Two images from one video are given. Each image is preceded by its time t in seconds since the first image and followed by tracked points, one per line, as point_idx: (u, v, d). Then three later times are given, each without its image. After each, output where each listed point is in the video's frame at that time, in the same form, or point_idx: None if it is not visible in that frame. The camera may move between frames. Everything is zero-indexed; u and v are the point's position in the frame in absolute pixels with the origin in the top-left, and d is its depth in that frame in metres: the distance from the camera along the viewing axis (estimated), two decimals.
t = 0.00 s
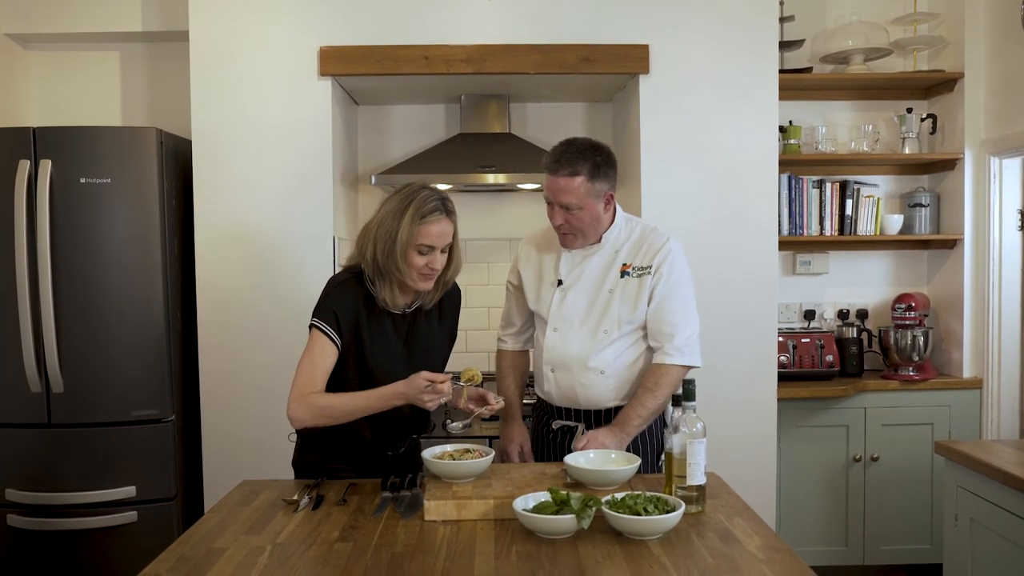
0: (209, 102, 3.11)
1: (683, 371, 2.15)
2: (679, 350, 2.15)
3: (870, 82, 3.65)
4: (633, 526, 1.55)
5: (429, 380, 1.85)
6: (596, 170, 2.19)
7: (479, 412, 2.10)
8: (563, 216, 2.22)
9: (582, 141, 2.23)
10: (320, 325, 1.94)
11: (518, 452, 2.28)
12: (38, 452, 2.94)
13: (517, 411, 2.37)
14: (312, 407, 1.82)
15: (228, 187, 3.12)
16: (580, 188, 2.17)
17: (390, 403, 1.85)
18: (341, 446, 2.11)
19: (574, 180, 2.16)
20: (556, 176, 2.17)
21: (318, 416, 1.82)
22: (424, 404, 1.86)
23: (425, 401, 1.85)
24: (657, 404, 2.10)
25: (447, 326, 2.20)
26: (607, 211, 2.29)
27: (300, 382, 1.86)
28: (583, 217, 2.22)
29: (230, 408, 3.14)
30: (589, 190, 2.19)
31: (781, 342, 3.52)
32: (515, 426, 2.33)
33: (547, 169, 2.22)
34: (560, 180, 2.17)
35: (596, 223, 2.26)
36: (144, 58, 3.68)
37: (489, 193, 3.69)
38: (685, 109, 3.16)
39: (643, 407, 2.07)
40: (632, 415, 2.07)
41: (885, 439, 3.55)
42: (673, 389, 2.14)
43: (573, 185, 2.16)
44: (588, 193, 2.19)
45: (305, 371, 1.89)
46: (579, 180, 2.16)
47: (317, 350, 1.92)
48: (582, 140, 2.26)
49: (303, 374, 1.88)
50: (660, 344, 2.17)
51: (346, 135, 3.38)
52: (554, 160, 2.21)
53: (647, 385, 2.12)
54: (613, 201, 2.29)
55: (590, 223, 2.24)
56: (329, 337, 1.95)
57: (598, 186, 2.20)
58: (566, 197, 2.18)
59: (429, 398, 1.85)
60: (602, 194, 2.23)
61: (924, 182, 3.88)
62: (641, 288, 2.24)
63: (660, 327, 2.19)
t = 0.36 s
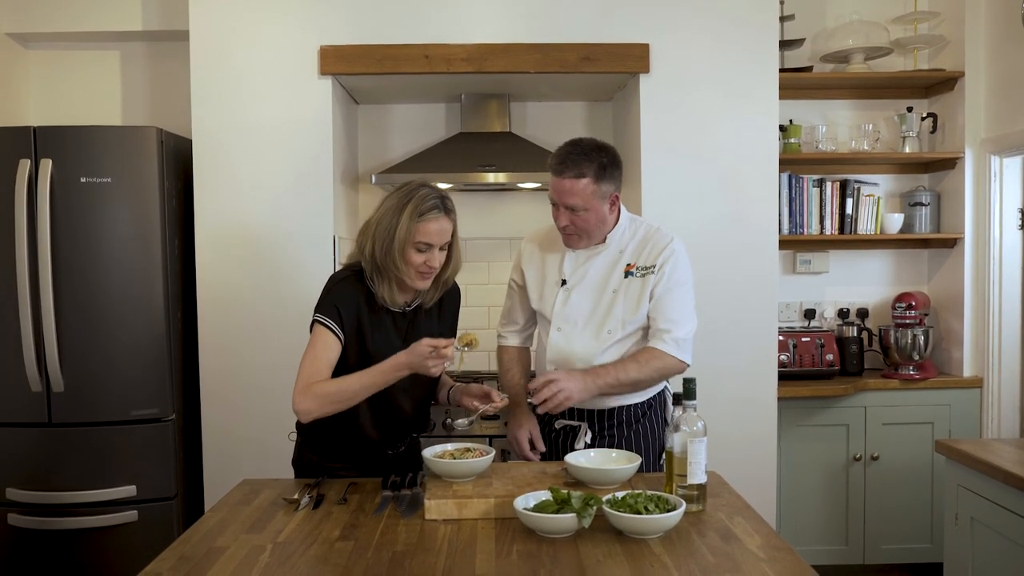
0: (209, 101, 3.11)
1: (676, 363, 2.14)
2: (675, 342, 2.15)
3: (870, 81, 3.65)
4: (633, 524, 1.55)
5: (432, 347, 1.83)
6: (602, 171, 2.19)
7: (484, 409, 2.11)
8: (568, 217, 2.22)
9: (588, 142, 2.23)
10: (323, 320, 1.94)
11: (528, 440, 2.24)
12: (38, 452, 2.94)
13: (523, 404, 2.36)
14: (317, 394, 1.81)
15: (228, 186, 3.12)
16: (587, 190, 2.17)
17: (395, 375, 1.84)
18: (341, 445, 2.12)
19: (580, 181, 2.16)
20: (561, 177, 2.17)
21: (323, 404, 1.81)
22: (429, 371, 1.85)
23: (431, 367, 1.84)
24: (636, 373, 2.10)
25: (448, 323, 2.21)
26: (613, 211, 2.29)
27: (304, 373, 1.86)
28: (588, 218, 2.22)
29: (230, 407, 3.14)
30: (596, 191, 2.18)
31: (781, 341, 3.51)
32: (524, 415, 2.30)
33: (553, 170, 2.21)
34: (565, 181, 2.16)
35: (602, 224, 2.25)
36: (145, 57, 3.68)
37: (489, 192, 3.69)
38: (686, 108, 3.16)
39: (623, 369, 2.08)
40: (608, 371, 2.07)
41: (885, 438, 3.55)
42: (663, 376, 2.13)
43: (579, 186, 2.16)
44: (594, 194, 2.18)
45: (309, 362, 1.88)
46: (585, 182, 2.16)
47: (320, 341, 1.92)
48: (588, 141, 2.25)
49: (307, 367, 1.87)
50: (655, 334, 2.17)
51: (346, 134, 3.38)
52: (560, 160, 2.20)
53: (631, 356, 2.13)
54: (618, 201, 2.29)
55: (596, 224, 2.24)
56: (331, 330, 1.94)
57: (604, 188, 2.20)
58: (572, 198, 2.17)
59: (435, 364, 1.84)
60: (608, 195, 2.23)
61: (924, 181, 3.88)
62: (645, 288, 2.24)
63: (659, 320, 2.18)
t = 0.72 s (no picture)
0: (210, 100, 3.11)
1: (674, 359, 2.12)
2: (673, 337, 2.13)
3: (871, 80, 3.65)
4: (634, 523, 1.55)
5: (430, 307, 1.84)
6: (608, 172, 2.19)
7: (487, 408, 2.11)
8: (573, 217, 2.22)
9: (593, 142, 2.22)
10: (330, 313, 1.92)
11: (525, 442, 2.25)
12: (39, 451, 2.94)
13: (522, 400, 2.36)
14: (320, 374, 1.79)
15: (227, 185, 3.12)
16: (592, 190, 2.17)
17: (397, 342, 1.86)
18: (344, 445, 2.12)
19: (585, 181, 2.16)
20: (567, 177, 2.17)
21: (328, 381, 1.79)
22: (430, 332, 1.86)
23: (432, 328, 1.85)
24: (634, 363, 2.07)
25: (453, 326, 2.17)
26: (617, 212, 2.29)
27: (311, 355, 1.85)
28: (593, 219, 2.22)
29: (231, 406, 3.14)
30: (601, 192, 2.18)
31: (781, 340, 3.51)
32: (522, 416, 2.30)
33: (558, 169, 2.21)
34: (571, 182, 2.17)
35: (606, 224, 2.26)
36: (145, 56, 3.68)
37: (490, 191, 3.69)
38: (686, 107, 3.15)
39: (621, 359, 2.06)
40: (605, 361, 2.05)
41: (885, 437, 3.55)
42: (662, 371, 2.10)
43: (584, 187, 2.16)
44: (599, 194, 2.19)
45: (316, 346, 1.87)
46: (590, 182, 2.16)
47: (326, 330, 1.90)
48: (593, 141, 2.25)
49: (314, 350, 1.86)
50: (653, 329, 2.16)
51: (346, 133, 3.39)
52: (565, 160, 2.20)
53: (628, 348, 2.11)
54: (623, 202, 2.29)
55: (601, 224, 2.24)
56: (338, 324, 1.92)
57: (610, 188, 2.20)
58: (577, 199, 2.18)
59: (435, 324, 1.85)
60: (613, 196, 2.23)
61: (924, 180, 3.88)
62: (646, 288, 2.24)
63: (659, 317, 2.17)
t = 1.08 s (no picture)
0: (211, 100, 3.11)
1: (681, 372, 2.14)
2: (681, 351, 2.15)
3: (871, 80, 3.65)
4: (634, 522, 1.55)
5: (429, 291, 1.84)
6: (610, 170, 2.19)
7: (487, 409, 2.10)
8: (575, 215, 2.22)
9: (596, 140, 2.23)
10: (338, 311, 1.92)
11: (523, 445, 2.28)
12: (39, 451, 2.94)
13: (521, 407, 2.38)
14: (325, 365, 1.79)
15: (228, 185, 3.12)
16: (595, 188, 2.17)
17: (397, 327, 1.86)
18: (345, 446, 2.12)
19: (588, 179, 2.16)
20: (570, 176, 2.17)
21: (338, 370, 1.79)
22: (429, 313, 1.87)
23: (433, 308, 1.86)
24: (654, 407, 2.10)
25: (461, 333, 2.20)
26: (619, 210, 2.30)
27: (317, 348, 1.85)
28: (596, 217, 2.22)
29: (231, 406, 3.14)
30: (604, 189, 2.19)
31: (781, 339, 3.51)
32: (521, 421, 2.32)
33: (560, 167, 2.21)
34: (574, 180, 2.17)
35: (609, 222, 2.26)
36: (145, 56, 3.68)
37: (490, 191, 3.69)
38: (686, 107, 3.15)
39: (642, 407, 2.08)
40: (628, 418, 2.06)
41: (885, 436, 3.55)
42: (671, 392, 2.13)
43: (587, 184, 2.16)
44: (602, 192, 2.19)
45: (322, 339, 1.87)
46: (593, 179, 2.16)
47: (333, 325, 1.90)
48: (596, 139, 2.25)
49: (319, 344, 1.86)
50: (661, 343, 2.18)
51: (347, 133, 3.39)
52: (568, 158, 2.20)
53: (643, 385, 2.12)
54: (625, 200, 2.30)
55: (603, 223, 2.24)
56: (346, 322, 1.92)
57: (612, 186, 2.20)
58: (580, 196, 2.18)
59: (434, 305, 1.86)
60: (616, 193, 2.23)
61: (924, 179, 3.88)
62: (648, 289, 2.24)
63: (665, 326, 2.18)
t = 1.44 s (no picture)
0: (212, 99, 3.11)
1: (683, 373, 2.14)
2: (683, 351, 2.14)
3: (871, 80, 3.65)
4: (635, 522, 1.55)
5: (441, 287, 1.86)
6: (613, 169, 2.20)
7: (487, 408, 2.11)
8: (577, 214, 2.22)
9: (599, 140, 2.23)
10: (344, 309, 1.92)
11: (527, 442, 2.29)
12: (40, 451, 2.94)
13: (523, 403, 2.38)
14: (331, 363, 1.79)
15: (229, 184, 3.12)
16: (597, 187, 2.17)
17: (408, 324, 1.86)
18: (347, 445, 2.12)
19: (590, 178, 2.16)
20: (572, 174, 2.17)
21: (347, 368, 1.79)
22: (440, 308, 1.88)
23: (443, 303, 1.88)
24: (655, 406, 2.09)
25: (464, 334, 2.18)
26: (621, 210, 2.30)
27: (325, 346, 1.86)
28: (598, 216, 2.22)
29: (231, 406, 3.14)
30: (606, 189, 2.19)
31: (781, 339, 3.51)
32: (523, 417, 2.32)
33: (563, 167, 2.22)
34: (576, 178, 2.17)
35: (611, 222, 2.25)
36: (145, 56, 3.68)
37: (491, 191, 3.69)
38: (686, 107, 3.15)
39: (643, 407, 2.07)
40: (630, 418, 2.05)
41: (885, 436, 3.55)
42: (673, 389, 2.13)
43: (590, 184, 2.16)
44: (605, 191, 2.19)
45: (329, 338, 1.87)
46: (595, 178, 2.16)
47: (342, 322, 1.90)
48: (598, 139, 2.26)
49: (326, 343, 1.86)
50: (664, 345, 2.17)
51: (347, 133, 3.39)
52: (570, 157, 2.20)
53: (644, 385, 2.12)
54: (627, 200, 2.30)
55: (605, 222, 2.24)
56: (353, 318, 1.92)
57: (615, 185, 2.20)
58: (582, 195, 2.17)
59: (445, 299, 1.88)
60: (618, 193, 2.24)
61: (925, 179, 3.89)
62: (650, 289, 2.24)
63: (668, 327, 2.18)
